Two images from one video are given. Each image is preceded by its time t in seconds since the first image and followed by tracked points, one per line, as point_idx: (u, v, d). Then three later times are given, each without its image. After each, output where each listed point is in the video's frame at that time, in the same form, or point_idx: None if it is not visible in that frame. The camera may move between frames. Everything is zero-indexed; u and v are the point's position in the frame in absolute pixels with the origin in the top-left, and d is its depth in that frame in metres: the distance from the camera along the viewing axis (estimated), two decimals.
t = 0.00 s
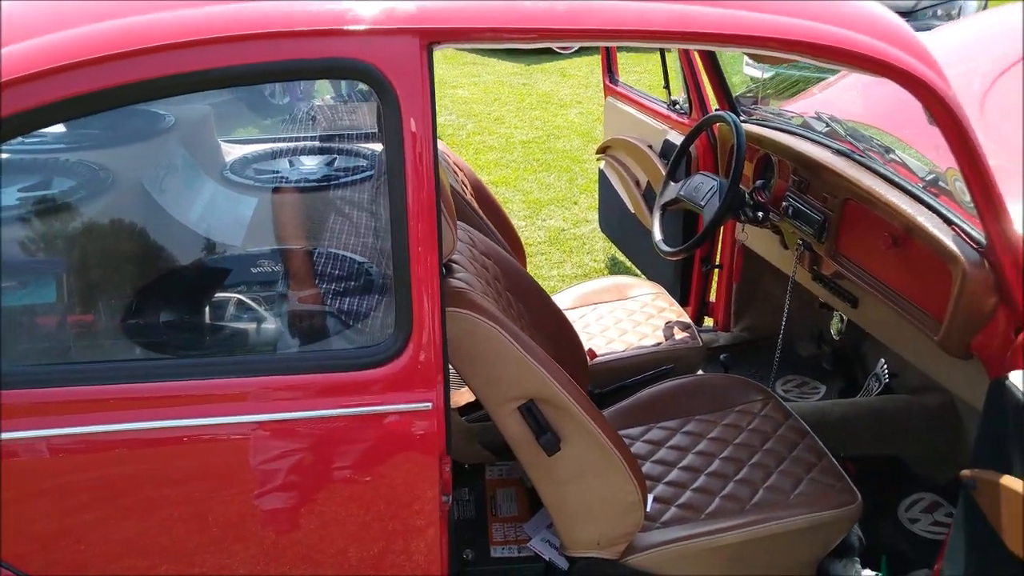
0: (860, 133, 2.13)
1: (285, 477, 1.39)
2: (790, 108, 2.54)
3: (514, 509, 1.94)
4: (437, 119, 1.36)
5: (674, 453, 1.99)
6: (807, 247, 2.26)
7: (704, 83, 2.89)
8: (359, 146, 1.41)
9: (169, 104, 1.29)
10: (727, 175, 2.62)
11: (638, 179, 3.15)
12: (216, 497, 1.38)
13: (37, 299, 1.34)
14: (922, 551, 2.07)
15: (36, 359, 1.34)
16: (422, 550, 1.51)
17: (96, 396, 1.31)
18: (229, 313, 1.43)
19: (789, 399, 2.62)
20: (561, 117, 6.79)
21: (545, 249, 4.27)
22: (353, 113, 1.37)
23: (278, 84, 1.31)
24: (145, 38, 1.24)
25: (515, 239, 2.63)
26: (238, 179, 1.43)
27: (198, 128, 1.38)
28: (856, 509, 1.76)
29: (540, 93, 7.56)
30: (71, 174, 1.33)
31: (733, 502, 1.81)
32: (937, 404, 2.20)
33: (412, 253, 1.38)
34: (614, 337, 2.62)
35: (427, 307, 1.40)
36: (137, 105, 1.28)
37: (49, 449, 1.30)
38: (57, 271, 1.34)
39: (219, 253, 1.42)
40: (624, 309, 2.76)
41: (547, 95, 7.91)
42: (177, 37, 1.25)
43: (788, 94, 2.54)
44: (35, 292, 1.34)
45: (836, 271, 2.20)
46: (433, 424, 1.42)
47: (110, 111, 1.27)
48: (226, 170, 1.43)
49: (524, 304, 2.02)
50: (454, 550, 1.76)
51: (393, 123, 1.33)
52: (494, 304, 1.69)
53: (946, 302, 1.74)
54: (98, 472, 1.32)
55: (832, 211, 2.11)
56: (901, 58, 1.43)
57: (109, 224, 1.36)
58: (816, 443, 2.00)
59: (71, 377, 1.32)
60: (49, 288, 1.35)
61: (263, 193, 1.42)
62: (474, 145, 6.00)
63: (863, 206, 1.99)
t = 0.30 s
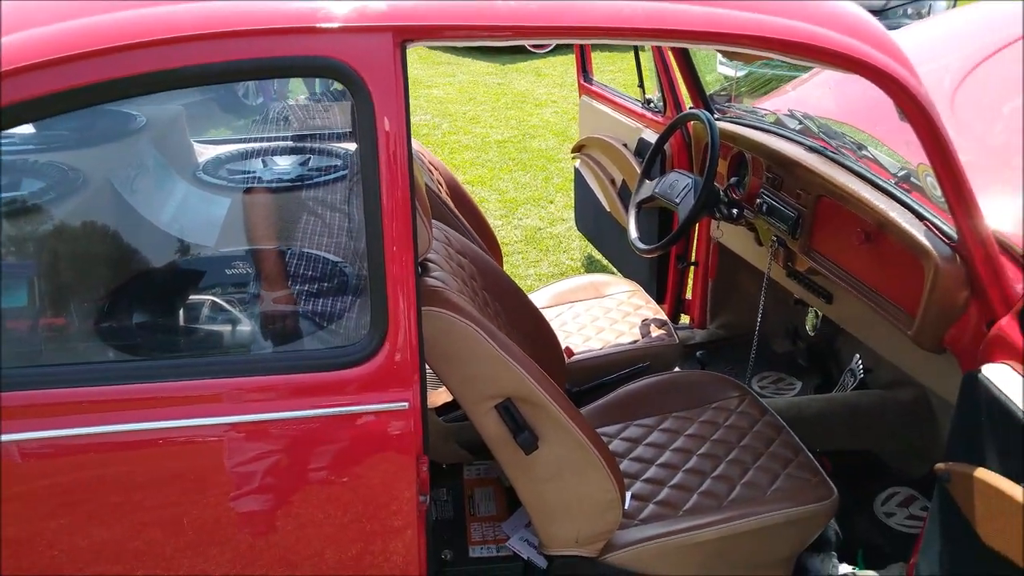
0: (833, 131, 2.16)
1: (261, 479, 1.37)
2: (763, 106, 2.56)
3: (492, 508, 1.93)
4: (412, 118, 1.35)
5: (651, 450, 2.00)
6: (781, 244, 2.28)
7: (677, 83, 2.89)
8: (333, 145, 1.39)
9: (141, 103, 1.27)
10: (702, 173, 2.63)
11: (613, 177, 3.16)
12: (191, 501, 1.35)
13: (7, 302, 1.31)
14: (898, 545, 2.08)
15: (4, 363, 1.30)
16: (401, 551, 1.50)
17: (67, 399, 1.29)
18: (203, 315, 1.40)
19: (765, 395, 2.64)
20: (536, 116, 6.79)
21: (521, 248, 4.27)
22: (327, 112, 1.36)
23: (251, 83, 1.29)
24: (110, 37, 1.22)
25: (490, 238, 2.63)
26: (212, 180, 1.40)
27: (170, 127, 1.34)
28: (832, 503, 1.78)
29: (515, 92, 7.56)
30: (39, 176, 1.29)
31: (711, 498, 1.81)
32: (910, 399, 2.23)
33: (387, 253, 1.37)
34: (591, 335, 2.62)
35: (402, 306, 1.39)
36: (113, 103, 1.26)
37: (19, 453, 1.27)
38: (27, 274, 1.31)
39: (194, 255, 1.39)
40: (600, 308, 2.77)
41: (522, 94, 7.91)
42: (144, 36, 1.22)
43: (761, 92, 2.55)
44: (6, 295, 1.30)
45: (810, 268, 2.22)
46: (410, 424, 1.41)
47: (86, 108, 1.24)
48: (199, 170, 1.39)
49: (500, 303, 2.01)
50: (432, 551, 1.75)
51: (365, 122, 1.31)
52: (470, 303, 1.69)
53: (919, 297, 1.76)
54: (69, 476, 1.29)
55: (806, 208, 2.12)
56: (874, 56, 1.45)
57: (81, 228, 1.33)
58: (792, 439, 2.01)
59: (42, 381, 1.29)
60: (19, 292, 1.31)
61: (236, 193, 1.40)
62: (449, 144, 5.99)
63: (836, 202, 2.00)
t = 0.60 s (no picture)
0: (818, 132, 2.17)
1: (250, 482, 1.36)
2: (748, 107, 2.57)
3: (480, 510, 1.93)
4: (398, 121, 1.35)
5: (638, 451, 2.00)
6: (767, 245, 2.29)
7: (664, 84, 2.91)
8: (320, 147, 1.38)
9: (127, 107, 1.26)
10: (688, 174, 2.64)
11: (600, 178, 3.16)
12: (179, 505, 1.34)
13: None
14: (884, 544, 2.10)
15: None
16: (389, 553, 1.50)
17: (54, 403, 1.28)
18: (189, 317, 1.39)
19: (752, 395, 2.66)
20: (522, 117, 6.79)
21: (508, 249, 4.27)
22: (313, 114, 1.35)
23: (237, 86, 1.28)
24: (95, 41, 1.21)
25: (477, 239, 2.63)
26: (198, 182, 1.41)
27: (155, 128, 1.34)
28: (819, 503, 1.79)
29: (501, 93, 7.56)
30: (24, 179, 1.28)
31: (698, 498, 1.82)
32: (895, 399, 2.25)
33: (375, 255, 1.36)
34: (578, 336, 2.62)
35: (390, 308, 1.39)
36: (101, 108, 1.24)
37: (6, 457, 1.26)
38: (13, 277, 1.30)
39: (180, 256, 1.38)
40: (587, 309, 2.77)
41: (509, 95, 7.90)
42: (128, 40, 1.21)
43: (746, 94, 2.56)
44: None
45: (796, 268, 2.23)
46: (397, 427, 1.40)
47: (76, 112, 1.23)
48: (185, 172, 1.41)
49: (488, 305, 2.01)
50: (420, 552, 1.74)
51: (351, 124, 1.31)
52: (457, 305, 1.68)
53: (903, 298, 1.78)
54: (56, 480, 1.28)
55: (791, 209, 2.14)
56: (859, 59, 1.46)
57: (67, 230, 1.31)
58: (779, 439, 2.03)
59: (28, 385, 1.28)
60: (5, 294, 1.30)
61: (223, 196, 1.40)
62: (436, 145, 5.98)
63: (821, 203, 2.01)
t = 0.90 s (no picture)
0: (812, 131, 2.16)
1: (246, 484, 1.35)
2: (741, 106, 2.57)
3: (473, 511, 1.92)
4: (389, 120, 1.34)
5: (632, 452, 1.99)
6: (761, 244, 2.29)
7: (657, 83, 2.91)
8: (313, 147, 1.38)
9: (115, 109, 1.25)
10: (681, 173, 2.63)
11: (593, 178, 3.16)
12: (172, 507, 1.33)
13: None
14: (879, 543, 2.09)
15: None
16: (383, 555, 1.49)
17: (45, 405, 1.26)
18: (182, 318, 1.38)
19: (746, 395, 2.65)
20: (515, 117, 6.78)
21: (502, 248, 4.26)
22: (304, 115, 1.34)
23: (229, 85, 1.27)
24: (85, 39, 1.19)
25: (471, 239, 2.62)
26: (190, 183, 1.38)
27: (146, 130, 1.31)
28: (814, 502, 1.79)
29: (494, 93, 7.54)
30: (14, 178, 1.26)
31: (692, 498, 1.81)
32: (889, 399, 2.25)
33: (365, 255, 1.35)
34: (572, 336, 2.61)
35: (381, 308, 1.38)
36: (89, 108, 1.23)
37: None
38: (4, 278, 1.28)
39: (173, 256, 1.36)
40: (581, 309, 2.76)
41: (501, 95, 7.88)
42: (116, 39, 1.20)
43: (740, 93, 2.56)
44: None
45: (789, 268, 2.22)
46: (389, 428, 1.39)
47: (62, 111, 1.21)
48: (176, 172, 1.37)
49: (481, 306, 2.01)
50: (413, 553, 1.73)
51: (341, 123, 1.29)
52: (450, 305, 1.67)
53: (897, 297, 1.77)
54: (48, 482, 1.27)
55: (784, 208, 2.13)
56: (854, 58, 1.45)
57: (60, 230, 1.29)
58: (773, 439, 2.02)
59: (18, 386, 1.26)
60: None
61: (216, 196, 1.39)
62: (429, 145, 5.96)
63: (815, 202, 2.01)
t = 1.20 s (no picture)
0: (806, 129, 2.16)
1: (242, 484, 1.34)
2: (735, 104, 2.57)
3: (467, 511, 1.91)
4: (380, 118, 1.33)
5: (627, 450, 1.99)
6: (755, 242, 2.28)
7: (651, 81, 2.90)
8: (308, 146, 1.33)
9: (107, 108, 1.23)
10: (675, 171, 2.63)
11: (587, 177, 3.16)
12: (165, 508, 1.32)
13: None
14: (874, 541, 2.09)
15: None
16: (377, 554, 1.48)
17: (36, 405, 1.25)
18: (175, 318, 1.36)
19: (740, 393, 2.66)
20: (509, 115, 6.77)
21: (496, 248, 4.25)
22: (299, 115, 1.31)
23: (223, 83, 1.25)
24: (73, 36, 1.18)
25: (464, 238, 2.61)
26: (181, 181, 1.38)
27: (136, 130, 1.30)
28: (808, 501, 1.80)
29: (488, 91, 7.53)
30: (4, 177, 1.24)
31: (686, 497, 1.81)
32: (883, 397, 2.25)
33: (357, 255, 1.35)
34: (566, 335, 2.61)
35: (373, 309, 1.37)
36: (81, 105, 1.22)
37: None
38: None
39: (167, 256, 1.35)
40: (575, 308, 2.76)
41: (496, 94, 7.87)
42: (104, 36, 1.18)
43: (734, 91, 2.56)
44: None
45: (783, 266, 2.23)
46: (382, 427, 1.38)
47: (49, 109, 1.21)
48: (167, 171, 1.37)
49: (474, 304, 2.00)
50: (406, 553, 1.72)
51: (333, 122, 1.29)
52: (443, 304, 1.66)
53: (891, 295, 1.77)
54: (40, 483, 1.25)
55: (778, 206, 2.13)
56: (848, 55, 1.45)
57: (53, 230, 1.27)
58: (767, 437, 2.02)
59: (7, 387, 1.25)
60: None
61: (208, 194, 1.37)
62: (423, 144, 5.95)
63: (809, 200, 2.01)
